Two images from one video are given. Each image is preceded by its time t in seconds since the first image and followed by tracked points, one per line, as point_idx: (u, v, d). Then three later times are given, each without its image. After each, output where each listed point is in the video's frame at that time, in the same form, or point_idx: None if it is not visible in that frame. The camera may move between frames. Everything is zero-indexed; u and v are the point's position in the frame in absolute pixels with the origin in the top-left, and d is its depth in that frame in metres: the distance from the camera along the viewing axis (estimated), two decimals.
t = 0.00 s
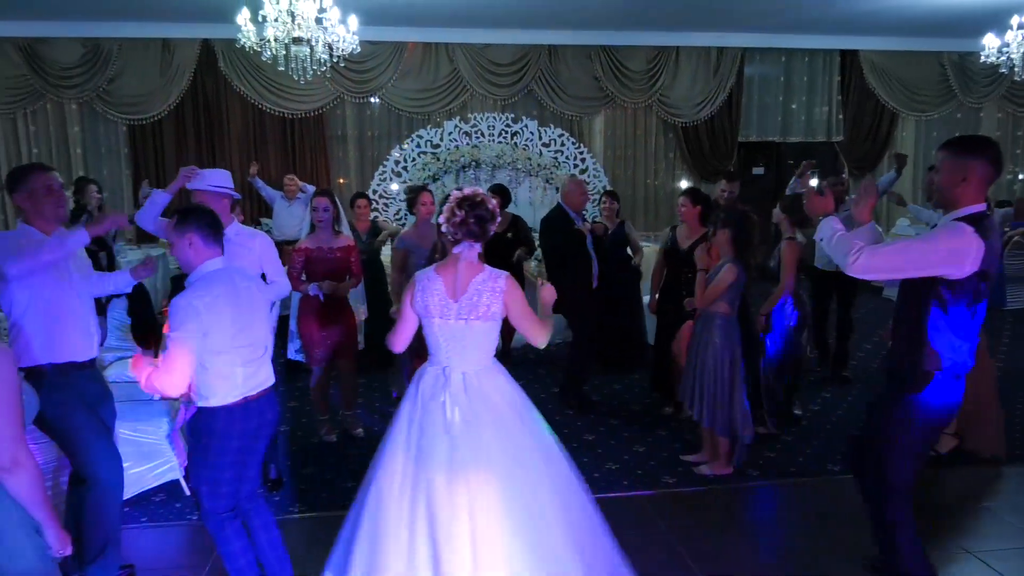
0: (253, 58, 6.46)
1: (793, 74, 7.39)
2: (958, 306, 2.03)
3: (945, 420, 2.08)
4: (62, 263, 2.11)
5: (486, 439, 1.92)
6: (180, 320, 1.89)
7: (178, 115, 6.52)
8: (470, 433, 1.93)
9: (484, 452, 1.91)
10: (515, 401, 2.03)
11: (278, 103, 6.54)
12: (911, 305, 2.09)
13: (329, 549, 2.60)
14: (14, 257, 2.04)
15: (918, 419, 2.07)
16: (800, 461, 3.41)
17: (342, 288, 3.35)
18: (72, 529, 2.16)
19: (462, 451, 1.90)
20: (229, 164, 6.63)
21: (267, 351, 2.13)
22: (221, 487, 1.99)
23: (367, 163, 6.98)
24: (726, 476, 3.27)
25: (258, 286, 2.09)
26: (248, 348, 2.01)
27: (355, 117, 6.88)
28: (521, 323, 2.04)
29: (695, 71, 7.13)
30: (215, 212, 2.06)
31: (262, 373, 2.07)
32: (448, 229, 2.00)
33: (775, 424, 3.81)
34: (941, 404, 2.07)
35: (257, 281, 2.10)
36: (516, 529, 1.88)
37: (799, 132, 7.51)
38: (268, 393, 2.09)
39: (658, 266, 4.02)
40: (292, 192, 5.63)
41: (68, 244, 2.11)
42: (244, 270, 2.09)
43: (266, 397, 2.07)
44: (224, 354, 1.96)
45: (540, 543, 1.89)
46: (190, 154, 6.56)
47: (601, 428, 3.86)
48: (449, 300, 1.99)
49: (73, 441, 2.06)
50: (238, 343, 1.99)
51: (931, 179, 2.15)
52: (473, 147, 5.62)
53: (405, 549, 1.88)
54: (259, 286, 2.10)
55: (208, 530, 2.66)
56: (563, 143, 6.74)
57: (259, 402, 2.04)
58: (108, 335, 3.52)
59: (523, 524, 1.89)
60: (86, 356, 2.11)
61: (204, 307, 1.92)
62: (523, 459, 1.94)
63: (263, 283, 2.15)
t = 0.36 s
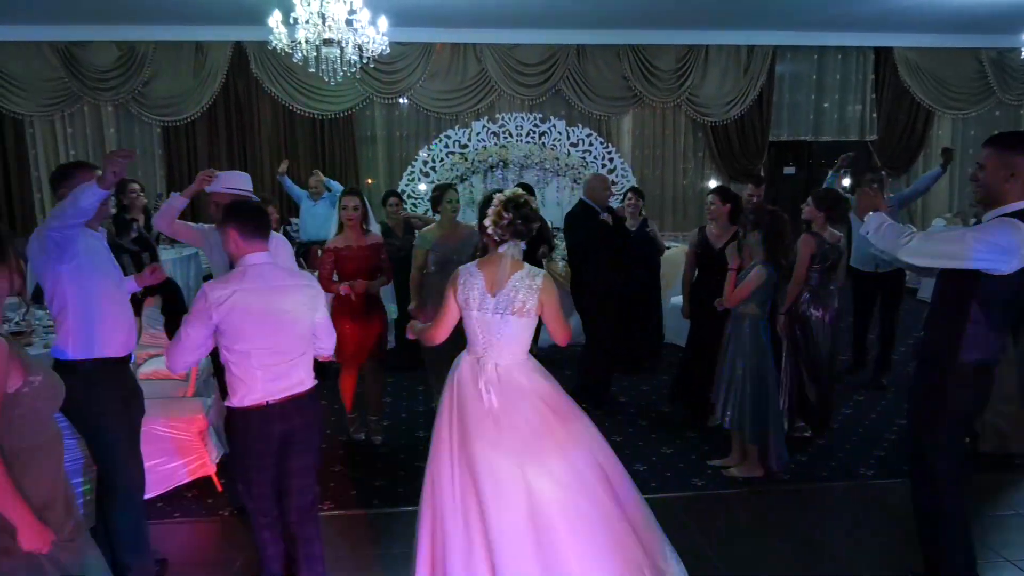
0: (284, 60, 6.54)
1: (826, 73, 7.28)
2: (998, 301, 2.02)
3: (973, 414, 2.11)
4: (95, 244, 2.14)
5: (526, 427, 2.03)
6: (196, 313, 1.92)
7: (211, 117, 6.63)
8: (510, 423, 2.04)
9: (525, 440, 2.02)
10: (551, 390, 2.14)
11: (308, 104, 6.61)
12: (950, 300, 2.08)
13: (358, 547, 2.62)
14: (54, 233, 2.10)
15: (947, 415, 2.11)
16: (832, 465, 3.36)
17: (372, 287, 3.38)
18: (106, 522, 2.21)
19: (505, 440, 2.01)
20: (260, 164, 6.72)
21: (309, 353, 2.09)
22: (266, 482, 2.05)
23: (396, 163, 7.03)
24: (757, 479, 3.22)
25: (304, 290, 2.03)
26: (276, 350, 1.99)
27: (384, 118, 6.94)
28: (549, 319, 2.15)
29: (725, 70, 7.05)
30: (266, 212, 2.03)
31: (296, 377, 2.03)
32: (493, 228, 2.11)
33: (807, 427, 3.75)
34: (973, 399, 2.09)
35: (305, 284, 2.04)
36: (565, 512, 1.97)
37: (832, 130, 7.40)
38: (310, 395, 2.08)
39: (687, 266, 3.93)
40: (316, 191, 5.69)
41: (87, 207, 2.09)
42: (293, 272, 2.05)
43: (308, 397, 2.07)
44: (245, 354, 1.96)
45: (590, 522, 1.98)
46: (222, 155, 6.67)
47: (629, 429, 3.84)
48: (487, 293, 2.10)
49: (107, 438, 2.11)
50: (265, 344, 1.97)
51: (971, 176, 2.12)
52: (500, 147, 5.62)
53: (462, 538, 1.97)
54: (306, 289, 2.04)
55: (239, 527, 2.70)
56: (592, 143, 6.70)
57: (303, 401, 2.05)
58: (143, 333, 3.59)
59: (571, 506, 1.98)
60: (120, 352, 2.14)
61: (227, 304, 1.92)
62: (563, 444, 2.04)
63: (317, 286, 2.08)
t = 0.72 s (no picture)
0: (305, 59, 6.58)
1: (848, 70, 7.20)
2: None
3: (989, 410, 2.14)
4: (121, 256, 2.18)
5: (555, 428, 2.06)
6: (231, 327, 1.80)
7: (233, 116, 6.69)
8: (531, 418, 2.06)
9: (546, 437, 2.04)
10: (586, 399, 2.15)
11: (328, 103, 6.65)
12: (994, 302, 2.12)
13: (377, 543, 2.64)
14: (85, 243, 2.07)
15: (967, 412, 2.13)
16: (854, 467, 3.33)
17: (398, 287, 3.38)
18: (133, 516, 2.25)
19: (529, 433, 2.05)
20: (281, 163, 6.78)
21: (341, 373, 1.96)
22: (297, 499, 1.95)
23: (415, 162, 7.07)
24: (779, 481, 3.19)
25: (339, 304, 1.91)
26: (309, 369, 1.86)
27: (403, 117, 6.97)
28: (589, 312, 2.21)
29: (745, 68, 6.99)
30: (301, 221, 1.92)
31: (328, 399, 1.90)
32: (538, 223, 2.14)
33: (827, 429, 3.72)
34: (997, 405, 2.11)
35: (340, 297, 1.92)
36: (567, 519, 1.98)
37: (854, 129, 7.32)
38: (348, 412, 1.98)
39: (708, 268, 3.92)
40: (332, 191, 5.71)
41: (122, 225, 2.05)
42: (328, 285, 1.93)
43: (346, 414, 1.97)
44: (278, 373, 1.83)
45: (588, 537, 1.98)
46: (243, 154, 6.74)
47: (648, 430, 3.82)
48: (529, 287, 2.13)
49: (133, 435, 2.13)
50: (298, 362, 1.84)
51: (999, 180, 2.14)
52: (519, 146, 5.62)
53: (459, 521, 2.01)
54: (341, 304, 1.92)
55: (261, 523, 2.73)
56: (611, 142, 6.67)
57: (343, 419, 1.95)
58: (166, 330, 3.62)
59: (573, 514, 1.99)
60: (144, 356, 2.18)
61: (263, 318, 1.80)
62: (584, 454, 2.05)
63: (349, 301, 1.96)
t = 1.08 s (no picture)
0: (326, 59, 6.63)
1: (873, 68, 7.11)
2: None
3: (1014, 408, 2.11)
4: (152, 242, 2.20)
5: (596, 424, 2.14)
6: (231, 325, 1.77)
7: (255, 115, 6.75)
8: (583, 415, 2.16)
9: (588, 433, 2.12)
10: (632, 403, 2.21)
11: (349, 102, 6.69)
12: None
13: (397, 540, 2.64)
14: (111, 228, 2.09)
15: (998, 413, 2.08)
16: (878, 470, 3.28)
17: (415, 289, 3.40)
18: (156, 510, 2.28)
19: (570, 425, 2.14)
20: (302, 162, 6.83)
21: (347, 375, 1.91)
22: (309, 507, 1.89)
23: (435, 160, 7.09)
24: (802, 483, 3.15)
25: (344, 304, 1.84)
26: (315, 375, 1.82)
27: (423, 116, 6.99)
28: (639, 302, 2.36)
29: (768, 66, 6.93)
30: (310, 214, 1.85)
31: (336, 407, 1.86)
32: (592, 218, 2.25)
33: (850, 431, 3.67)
34: None
35: (345, 296, 1.85)
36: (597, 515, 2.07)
37: (878, 128, 7.23)
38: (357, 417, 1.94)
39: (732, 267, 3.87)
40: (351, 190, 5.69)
41: (147, 204, 2.03)
42: (335, 283, 1.87)
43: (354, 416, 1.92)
44: (278, 375, 1.80)
45: (619, 533, 2.07)
46: (265, 153, 6.80)
47: (669, 431, 3.80)
48: (590, 279, 2.23)
49: (155, 432, 2.15)
50: (299, 366, 1.80)
51: None
52: (540, 144, 5.62)
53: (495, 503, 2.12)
54: (346, 304, 1.85)
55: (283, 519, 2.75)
56: (631, 141, 6.62)
57: (351, 423, 1.90)
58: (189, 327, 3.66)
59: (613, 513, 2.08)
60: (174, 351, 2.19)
61: (262, 318, 1.75)
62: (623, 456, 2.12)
63: (357, 300, 1.89)
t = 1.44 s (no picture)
0: (337, 55, 6.63)
1: (886, 68, 7.06)
2: None
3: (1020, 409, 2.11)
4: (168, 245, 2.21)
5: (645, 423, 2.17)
6: (224, 335, 1.67)
7: (265, 111, 6.76)
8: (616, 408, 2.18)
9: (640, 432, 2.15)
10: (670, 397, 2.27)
11: (358, 99, 6.70)
12: None
13: (405, 537, 2.65)
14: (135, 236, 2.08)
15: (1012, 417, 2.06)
16: (887, 473, 3.27)
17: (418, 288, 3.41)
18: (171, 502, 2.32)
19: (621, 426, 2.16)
20: (312, 159, 6.85)
21: (347, 395, 1.76)
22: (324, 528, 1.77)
23: (444, 158, 7.09)
24: (810, 484, 3.14)
25: (341, 318, 1.69)
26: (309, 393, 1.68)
27: (433, 113, 6.99)
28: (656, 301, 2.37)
29: (780, 64, 6.89)
30: (311, 222, 1.75)
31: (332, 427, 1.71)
32: (618, 216, 2.25)
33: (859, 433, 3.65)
34: None
35: (344, 310, 1.70)
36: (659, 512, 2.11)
37: (891, 127, 7.18)
38: (362, 437, 1.80)
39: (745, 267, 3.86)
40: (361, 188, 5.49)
41: (177, 211, 2.06)
42: (337, 294, 1.72)
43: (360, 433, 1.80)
44: (270, 393, 1.67)
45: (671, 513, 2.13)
46: (274, 149, 6.82)
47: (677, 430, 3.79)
48: (613, 277, 2.22)
49: (168, 426, 2.16)
50: (289, 383, 1.66)
51: None
52: (549, 142, 5.61)
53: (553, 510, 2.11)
54: (345, 318, 1.70)
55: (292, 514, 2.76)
56: (642, 139, 6.59)
57: (348, 449, 1.74)
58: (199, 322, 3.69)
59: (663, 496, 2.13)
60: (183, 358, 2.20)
61: (252, 330, 1.63)
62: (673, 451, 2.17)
63: (358, 313, 1.73)
